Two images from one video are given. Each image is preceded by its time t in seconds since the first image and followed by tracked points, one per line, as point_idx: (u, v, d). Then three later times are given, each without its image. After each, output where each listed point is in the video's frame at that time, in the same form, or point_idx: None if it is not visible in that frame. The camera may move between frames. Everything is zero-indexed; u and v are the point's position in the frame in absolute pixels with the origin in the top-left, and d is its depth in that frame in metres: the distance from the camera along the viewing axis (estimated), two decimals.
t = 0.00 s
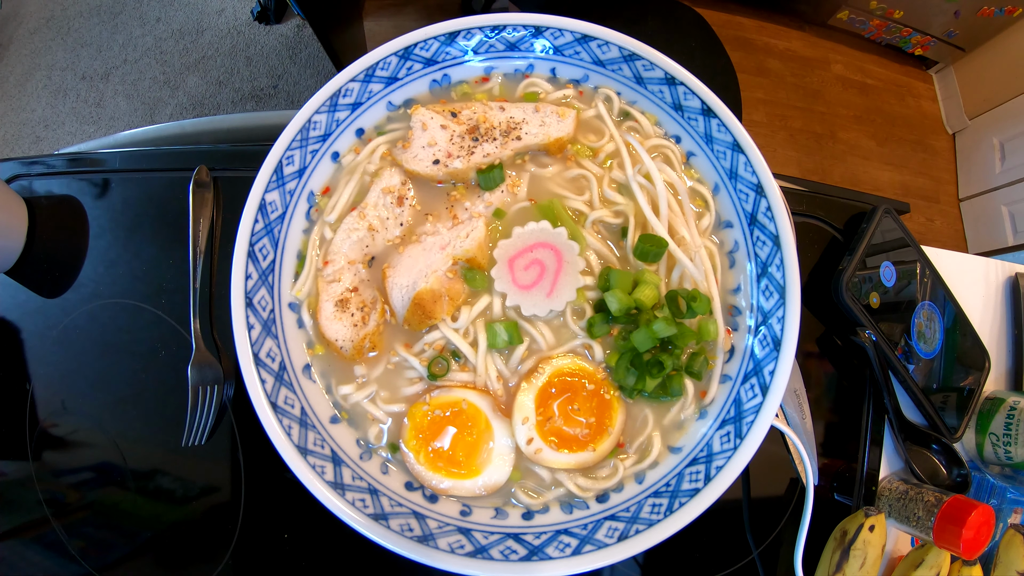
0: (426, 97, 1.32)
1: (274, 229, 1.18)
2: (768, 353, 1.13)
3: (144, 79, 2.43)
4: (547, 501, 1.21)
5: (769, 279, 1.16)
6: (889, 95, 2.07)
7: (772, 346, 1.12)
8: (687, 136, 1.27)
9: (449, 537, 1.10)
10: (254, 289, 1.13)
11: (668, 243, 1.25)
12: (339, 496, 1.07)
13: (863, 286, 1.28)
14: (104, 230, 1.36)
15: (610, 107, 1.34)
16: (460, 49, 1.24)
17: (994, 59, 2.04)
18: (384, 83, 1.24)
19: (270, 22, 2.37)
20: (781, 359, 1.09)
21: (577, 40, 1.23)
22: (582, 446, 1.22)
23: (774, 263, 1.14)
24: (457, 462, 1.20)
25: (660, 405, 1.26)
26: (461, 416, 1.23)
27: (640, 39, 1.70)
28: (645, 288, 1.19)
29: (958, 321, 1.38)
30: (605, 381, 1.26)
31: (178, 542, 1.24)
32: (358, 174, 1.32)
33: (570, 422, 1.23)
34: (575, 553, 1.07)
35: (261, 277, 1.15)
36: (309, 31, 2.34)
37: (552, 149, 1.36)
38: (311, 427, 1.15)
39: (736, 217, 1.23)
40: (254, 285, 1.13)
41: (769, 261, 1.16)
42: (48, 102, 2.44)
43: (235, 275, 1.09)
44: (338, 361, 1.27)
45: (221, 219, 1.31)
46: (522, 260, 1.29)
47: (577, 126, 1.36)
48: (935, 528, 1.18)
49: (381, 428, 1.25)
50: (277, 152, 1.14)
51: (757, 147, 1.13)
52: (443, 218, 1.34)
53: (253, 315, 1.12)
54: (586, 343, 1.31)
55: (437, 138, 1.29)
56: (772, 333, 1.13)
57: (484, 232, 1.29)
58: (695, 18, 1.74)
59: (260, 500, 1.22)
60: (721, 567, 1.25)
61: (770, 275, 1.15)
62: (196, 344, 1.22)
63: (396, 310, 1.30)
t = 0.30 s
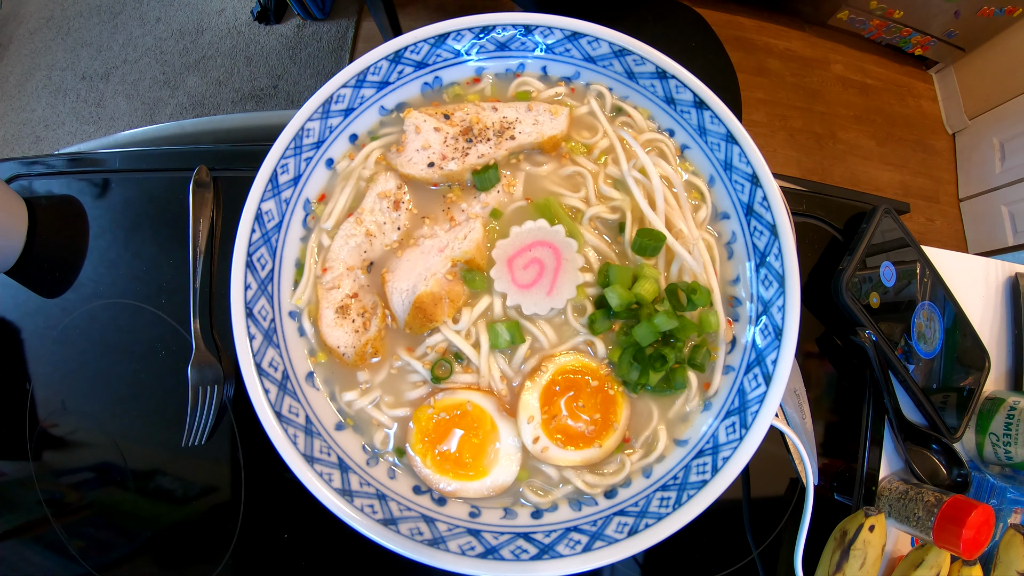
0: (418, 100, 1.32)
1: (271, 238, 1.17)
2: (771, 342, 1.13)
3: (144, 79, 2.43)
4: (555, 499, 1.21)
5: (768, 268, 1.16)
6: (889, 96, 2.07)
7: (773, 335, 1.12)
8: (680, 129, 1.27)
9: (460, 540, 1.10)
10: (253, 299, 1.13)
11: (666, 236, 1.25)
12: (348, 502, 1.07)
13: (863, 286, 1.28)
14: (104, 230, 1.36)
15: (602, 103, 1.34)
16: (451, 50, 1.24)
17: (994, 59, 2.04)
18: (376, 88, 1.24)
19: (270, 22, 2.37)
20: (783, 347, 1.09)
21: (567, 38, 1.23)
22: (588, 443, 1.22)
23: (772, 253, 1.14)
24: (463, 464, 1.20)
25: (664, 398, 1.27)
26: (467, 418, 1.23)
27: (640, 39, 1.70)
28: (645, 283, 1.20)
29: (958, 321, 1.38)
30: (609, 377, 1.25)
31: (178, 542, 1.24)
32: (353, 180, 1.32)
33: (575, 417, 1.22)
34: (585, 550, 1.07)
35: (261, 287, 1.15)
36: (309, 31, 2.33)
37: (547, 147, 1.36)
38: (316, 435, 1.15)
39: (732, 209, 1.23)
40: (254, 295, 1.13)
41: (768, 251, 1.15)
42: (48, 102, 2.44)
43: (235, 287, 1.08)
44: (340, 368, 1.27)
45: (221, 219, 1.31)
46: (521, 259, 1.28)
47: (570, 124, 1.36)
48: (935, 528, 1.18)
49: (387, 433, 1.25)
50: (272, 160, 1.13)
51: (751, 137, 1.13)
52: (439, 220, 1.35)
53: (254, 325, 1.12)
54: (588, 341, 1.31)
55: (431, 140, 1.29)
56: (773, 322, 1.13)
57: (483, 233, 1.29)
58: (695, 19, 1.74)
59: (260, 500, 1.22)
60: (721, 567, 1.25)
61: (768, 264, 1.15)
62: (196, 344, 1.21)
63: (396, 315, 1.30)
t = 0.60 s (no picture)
0: (411, 104, 1.33)
1: (269, 247, 1.18)
2: (772, 332, 1.12)
3: (144, 78, 2.43)
4: (563, 497, 1.20)
5: (766, 258, 1.15)
6: (890, 96, 2.07)
7: (775, 325, 1.12)
8: (673, 123, 1.27)
9: (469, 541, 1.09)
10: (253, 308, 1.13)
11: (663, 231, 1.25)
12: (356, 509, 1.06)
13: (863, 286, 1.28)
14: (104, 230, 1.36)
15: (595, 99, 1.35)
16: (442, 52, 1.25)
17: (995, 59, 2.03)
18: (368, 93, 1.25)
19: (270, 22, 2.36)
20: (785, 336, 1.08)
21: (556, 36, 1.23)
22: (594, 440, 1.22)
23: (770, 242, 1.13)
24: (469, 466, 1.20)
25: (667, 392, 1.27)
26: (471, 419, 1.23)
27: (641, 39, 1.70)
28: (645, 278, 1.20)
29: (958, 321, 1.38)
30: (612, 373, 1.26)
31: (178, 542, 1.24)
32: (349, 186, 1.32)
33: (581, 413, 1.23)
34: (595, 547, 1.06)
35: (260, 296, 1.15)
36: (309, 30, 2.31)
37: (541, 146, 1.36)
38: (321, 442, 1.15)
39: (729, 200, 1.23)
40: (253, 304, 1.13)
41: (765, 241, 1.15)
42: (48, 102, 2.45)
43: (234, 297, 1.09)
44: (343, 375, 1.27)
45: (221, 219, 1.31)
46: (519, 258, 1.29)
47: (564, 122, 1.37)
48: (935, 528, 1.18)
49: (391, 438, 1.24)
50: (267, 168, 1.13)
51: (743, 127, 1.13)
52: (437, 223, 1.34)
53: (255, 334, 1.12)
54: (590, 337, 1.31)
55: (425, 143, 1.29)
56: (774, 312, 1.13)
57: (480, 234, 1.30)
58: (695, 19, 1.74)
59: (260, 500, 1.22)
60: (721, 567, 1.25)
61: (766, 254, 1.15)
62: (196, 344, 1.21)
63: (397, 319, 1.30)
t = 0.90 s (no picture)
0: (403, 107, 1.32)
1: (267, 255, 1.18)
2: (773, 321, 1.13)
3: (144, 79, 2.43)
4: (571, 494, 1.20)
5: (765, 249, 1.15)
6: (890, 96, 2.07)
7: (776, 314, 1.12)
8: (667, 116, 1.27)
9: (480, 542, 1.10)
10: (254, 319, 1.13)
11: (661, 224, 1.25)
12: (366, 515, 1.06)
13: (863, 286, 1.28)
14: (104, 230, 1.36)
15: (588, 96, 1.35)
16: (433, 54, 1.24)
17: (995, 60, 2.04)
18: (360, 98, 1.24)
19: (270, 22, 2.36)
20: (786, 325, 1.08)
21: (547, 34, 1.24)
22: (600, 436, 1.23)
23: (768, 232, 1.13)
24: (477, 469, 1.20)
25: (670, 386, 1.27)
26: (476, 420, 1.23)
27: (641, 39, 1.70)
28: (645, 273, 1.20)
29: (958, 321, 1.38)
30: (616, 368, 1.26)
31: (178, 542, 1.24)
32: (345, 192, 1.32)
33: (586, 408, 1.23)
34: (605, 543, 1.06)
35: (261, 306, 1.15)
36: (309, 30, 2.31)
37: (536, 144, 1.36)
38: (327, 449, 1.15)
39: (724, 192, 1.23)
40: (254, 314, 1.13)
41: (763, 232, 1.15)
42: (48, 102, 2.44)
43: (235, 308, 1.09)
44: (347, 381, 1.27)
45: (221, 219, 1.31)
46: (518, 258, 1.29)
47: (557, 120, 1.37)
48: (935, 528, 1.18)
49: (397, 442, 1.24)
50: (262, 178, 1.13)
51: (737, 119, 1.13)
52: (435, 226, 1.34)
53: (257, 344, 1.12)
54: (591, 334, 1.31)
55: (419, 146, 1.29)
56: (775, 302, 1.13)
57: (478, 236, 1.30)
58: (695, 19, 1.74)
59: (260, 500, 1.22)
60: (721, 567, 1.25)
61: (765, 245, 1.15)
62: (196, 344, 1.22)
63: (398, 323, 1.30)
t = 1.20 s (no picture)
0: (396, 111, 1.33)
1: (265, 264, 1.18)
2: (773, 310, 1.13)
3: (144, 78, 2.43)
4: (579, 492, 1.20)
5: (762, 239, 1.15)
6: (890, 96, 2.07)
7: (776, 304, 1.12)
8: (660, 110, 1.28)
9: (490, 543, 1.10)
10: (255, 328, 1.13)
11: (658, 218, 1.25)
12: (375, 521, 1.06)
13: (863, 286, 1.28)
14: (104, 230, 1.36)
15: (580, 93, 1.35)
16: (423, 57, 1.25)
17: (995, 59, 2.03)
18: (353, 103, 1.24)
19: (270, 22, 2.36)
20: (787, 314, 1.08)
21: (537, 32, 1.24)
22: (606, 431, 1.22)
23: (765, 222, 1.14)
24: (483, 469, 1.20)
25: (674, 380, 1.27)
26: (481, 421, 1.23)
27: (641, 39, 1.70)
28: (643, 267, 1.20)
29: (957, 321, 1.38)
30: (618, 363, 1.26)
31: (178, 542, 1.24)
32: (341, 198, 1.32)
33: (590, 406, 1.23)
34: (616, 538, 1.07)
35: (261, 315, 1.15)
36: (309, 30, 2.31)
37: (530, 143, 1.36)
38: (334, 457, 1.15)
39: (720, 183, 1.23)
40: (254, 324, 1.13)
41: (760, 222, 1.15)
42: (48, 102, 2.45)
43: (235, 319, 1.08)
44: (351, 388, 1.27)
45: (221, 219, 1.31)
46: (517, 258, 1.29)
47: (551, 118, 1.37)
48: (935, 528, 1.18)
49: (403, 446, 1.24)
50: (258, 188, 1.13)
51: (731, 111, 1.14)
52: (432, 228, 1.34)
53: (258, 354, 1.12)
54: (593, 330, 1.31)
55: (413, 149, 1.28)
56: (775, 291, 1.13)
57: (476, 237, 1.30)
58: (695, 19, 1.74)
59: (260, 500, 1.22)
60: (721, 566, 1.25)
61: (763, 235, 1.15)
62: (196, 344, 1.22)
63: (399, 327, 1.30)
